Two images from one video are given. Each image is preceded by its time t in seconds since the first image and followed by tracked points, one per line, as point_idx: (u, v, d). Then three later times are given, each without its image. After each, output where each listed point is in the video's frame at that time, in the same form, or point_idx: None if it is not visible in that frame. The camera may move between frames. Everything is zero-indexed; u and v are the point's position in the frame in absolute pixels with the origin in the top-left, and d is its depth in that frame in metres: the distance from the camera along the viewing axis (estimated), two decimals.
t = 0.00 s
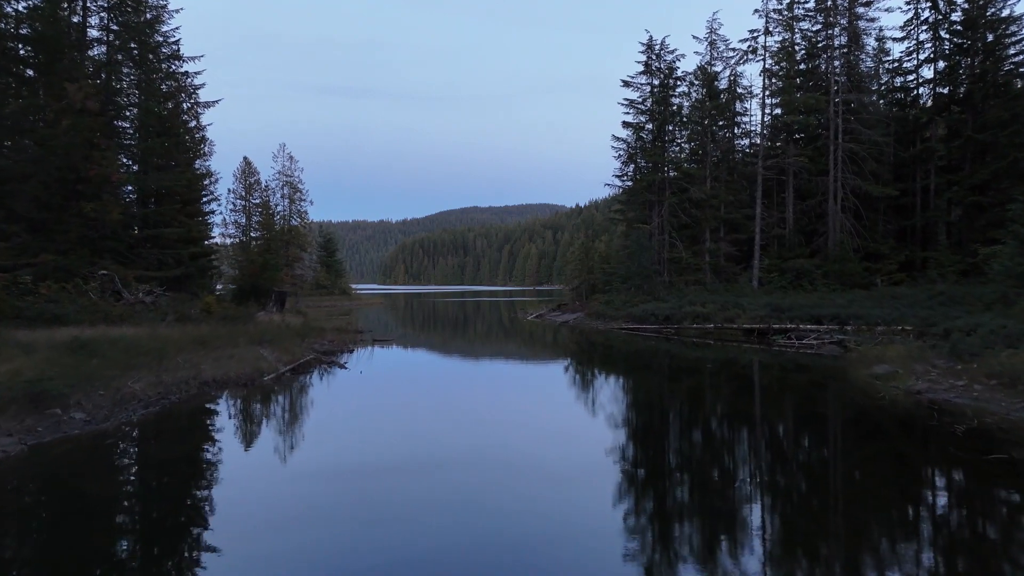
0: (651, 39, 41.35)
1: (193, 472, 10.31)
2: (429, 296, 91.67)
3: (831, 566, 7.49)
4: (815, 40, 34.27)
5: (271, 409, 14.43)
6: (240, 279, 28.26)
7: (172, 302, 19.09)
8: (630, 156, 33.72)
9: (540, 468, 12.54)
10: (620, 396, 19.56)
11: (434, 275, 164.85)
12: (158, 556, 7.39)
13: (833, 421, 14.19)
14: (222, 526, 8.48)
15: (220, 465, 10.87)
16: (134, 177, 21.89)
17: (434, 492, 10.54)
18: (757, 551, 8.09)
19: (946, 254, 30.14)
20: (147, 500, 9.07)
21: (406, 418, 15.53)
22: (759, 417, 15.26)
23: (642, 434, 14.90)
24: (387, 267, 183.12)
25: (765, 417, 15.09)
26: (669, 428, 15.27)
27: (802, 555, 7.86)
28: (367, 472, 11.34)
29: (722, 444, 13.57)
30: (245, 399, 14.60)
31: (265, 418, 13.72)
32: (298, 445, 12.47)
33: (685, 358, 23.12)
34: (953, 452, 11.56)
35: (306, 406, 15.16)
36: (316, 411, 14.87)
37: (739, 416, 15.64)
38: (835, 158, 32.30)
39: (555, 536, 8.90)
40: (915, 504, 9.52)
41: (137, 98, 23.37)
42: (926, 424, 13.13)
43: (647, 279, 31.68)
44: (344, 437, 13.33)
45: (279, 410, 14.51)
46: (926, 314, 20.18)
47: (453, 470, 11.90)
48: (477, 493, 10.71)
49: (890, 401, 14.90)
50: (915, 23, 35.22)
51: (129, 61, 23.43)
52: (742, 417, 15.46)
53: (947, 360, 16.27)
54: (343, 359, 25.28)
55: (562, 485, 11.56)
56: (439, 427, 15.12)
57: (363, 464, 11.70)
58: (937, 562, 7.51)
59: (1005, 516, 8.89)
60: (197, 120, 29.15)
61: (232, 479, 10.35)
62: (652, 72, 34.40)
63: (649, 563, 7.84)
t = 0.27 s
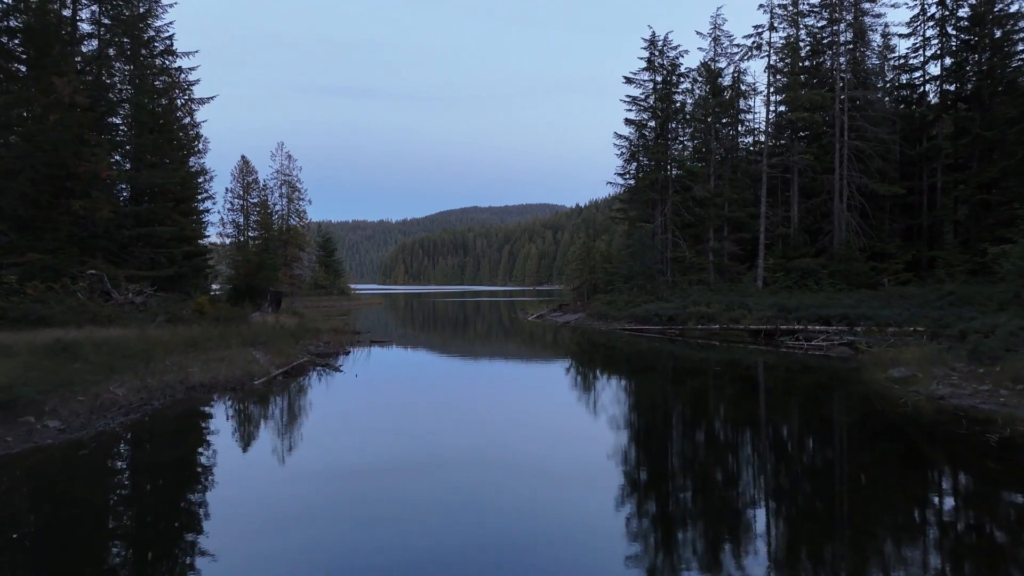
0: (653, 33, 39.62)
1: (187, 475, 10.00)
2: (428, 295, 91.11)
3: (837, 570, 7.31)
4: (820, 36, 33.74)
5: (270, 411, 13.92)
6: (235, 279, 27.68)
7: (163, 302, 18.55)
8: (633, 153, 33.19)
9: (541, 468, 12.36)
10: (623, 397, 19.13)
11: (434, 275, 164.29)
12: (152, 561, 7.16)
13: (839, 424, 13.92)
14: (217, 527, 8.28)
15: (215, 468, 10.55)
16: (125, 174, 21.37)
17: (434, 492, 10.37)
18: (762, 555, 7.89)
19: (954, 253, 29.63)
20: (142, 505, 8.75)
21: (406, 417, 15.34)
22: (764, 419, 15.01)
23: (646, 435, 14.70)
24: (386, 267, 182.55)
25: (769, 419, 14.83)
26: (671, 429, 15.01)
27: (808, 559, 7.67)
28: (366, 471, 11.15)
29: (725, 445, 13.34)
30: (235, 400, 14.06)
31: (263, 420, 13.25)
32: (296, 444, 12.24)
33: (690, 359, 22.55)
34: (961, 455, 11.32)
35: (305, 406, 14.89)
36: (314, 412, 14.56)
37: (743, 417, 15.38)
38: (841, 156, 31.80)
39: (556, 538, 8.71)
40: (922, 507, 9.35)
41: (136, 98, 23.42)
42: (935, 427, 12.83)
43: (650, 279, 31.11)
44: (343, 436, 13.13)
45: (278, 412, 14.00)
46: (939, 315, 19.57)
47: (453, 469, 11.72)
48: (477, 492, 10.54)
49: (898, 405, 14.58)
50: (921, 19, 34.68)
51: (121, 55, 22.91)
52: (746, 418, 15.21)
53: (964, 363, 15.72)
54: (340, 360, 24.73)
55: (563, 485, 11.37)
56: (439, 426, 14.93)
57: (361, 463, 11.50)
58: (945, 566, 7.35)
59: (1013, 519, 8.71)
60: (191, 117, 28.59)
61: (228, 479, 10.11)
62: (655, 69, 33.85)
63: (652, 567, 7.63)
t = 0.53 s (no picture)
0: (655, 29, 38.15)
1: (180, 478, 9.73)
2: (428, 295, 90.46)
3: None
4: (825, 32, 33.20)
5: (267, 412, 13.69)
6: (229, 278, 27.09)
7: (154, 303, 18.02)
8: (635, 151, 32.65)
9: (541, 468, 12.16)
10: (624, 399, 18.73)
11: (434, 275, 163.72)
12: (145, 569, 6.92)
13: (844, 427, 13.67)
14: (210, 534, 8.06)
15: (208, 471, 10.25)
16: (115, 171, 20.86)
17: (432, 493, 10.19)
18: (767, 560, 7.70)
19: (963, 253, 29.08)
20: (134, 510, 8.50)
21: (405, 416, 15.12)
22: (768, 421, 14.76)
23: (649, 435, 14.45)
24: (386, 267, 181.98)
25: (773, 421, 14.58)
26: (674, 430, 14.76)
27: (813, 565, 7.47)
28: (363, 472, 10.96)
29: (728, 447, 13.12)
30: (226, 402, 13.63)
31: (261, 421, 13.04)
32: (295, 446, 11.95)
33: (694, 361, 21.98)
34: (967, 460, 11.13)
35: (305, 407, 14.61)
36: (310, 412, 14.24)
37: (747, 419, 15.14)
38: (846, 154, 31.29)
39: (558, 540, 8.52)
40: (928, 511, 9.16)
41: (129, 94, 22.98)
42: (942, 432, 12.59)
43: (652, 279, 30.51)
44: (341, 437, 12.87)
45: (276, 413, 13.74)
46: (953, 316, 18.96)
47: (452, 470, 11.53)
48: (477, 494, 10.35)
49: (905, 409, 14.29)
50: (927, 15, 34.13)
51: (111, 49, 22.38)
52: (750, 420, 14.95)
53: (982, 365, 15.14)
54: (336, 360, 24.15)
55: (565, 486, 11.17)
56: (438, 426, 14.71)
57: (359, 464, 11.30)
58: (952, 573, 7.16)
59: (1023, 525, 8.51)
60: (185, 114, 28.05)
61: (223, 483, 9.87)
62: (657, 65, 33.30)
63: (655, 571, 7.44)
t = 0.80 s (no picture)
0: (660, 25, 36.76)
1: (171, 481, 9.40)
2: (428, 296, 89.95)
3: None
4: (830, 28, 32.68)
5: (265, 413, 13.25)
6: (224, 278, 26.53)
7: (144, 303, 17.47)
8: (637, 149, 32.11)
9: (542, 467, 11.87)
10: (627, 400, 18.29)
11: (434, 275, 163.23)
12: (134, 573, 6.63)
13: (851, 429, 13.37)
14: (199, 535, 7.77)
15: (199, 474, 9.88)
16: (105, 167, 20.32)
17: (429, 492, 9.92)
18: (773, 564, 7.43)
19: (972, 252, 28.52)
20: (125, 514, 8.20)
21: (402, 414, 14.82)
22: (772, 421, 14.44)
23: (652, 436, 14.13)
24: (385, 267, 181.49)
25: (778, 422, 14.25)
26: (678, 430, 14.43)
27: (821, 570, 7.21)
28: (359, 470, 10.68)
29: (733, 447, 12.83)
30: (218, 403, 13.14)
31: (260, 421, 12.64)
32: (291, 446, 11.60)
33: (699, 363, 21.43)
34: (974, 463, 10.88)
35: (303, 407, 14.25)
36: (306, 411, 13.89)
37: (751, 419, 14.81)
38: (853, 151, 30.75)
39: (560, 541, 8.24)
40: (935, 514, 8.92)
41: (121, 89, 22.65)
42: (950, 434, 12.29)
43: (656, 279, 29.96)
44: (337, 436, 12.56)
45: (275, 413, 13.36)
46: (967, 317, 18.41)
47: (451, 468, 11.25)
48: (475, 493, 10.08)
49: (914, 411, 13.96)
50: (934, 11, 33.59)
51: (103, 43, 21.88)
52: (755, 421, 14.62)
53: (1002, 369, 14.58)
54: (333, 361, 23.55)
55: (567, 486, 10.89)
56: (436, 424, 14.41)
57: (354, 463, 11.02)
58: None
59: None
60: (179, 110, 27.52)
61: (214, 483, 9.56)
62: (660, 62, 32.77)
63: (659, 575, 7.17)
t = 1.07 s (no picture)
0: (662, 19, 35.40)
1: (162, 486, 9.06)
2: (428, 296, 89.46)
3: None
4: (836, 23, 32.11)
5: (264, 413, 12.95)
6: (218, 278, 25.97)
7: (133, 304, 16.95)
8: (640, 146, 31.57)
9: (541, 467, 11.57)
10: (629, 401, 17.85)
11: (433, 275, 162.60)
12: None
13: (856, 430, 13.10)
14: (183, 540, 7.46)
15: (185, 477, 9.49)
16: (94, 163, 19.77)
17: (423, 494, 9.63)
18: (778, 567, 7.18)
19: (981, 252, 27.94)
20: (113, 517, 7.88)
21: (398, 414, 14.52)
22: (777, 423, 14.11)
23: (654, 437, 13.81)
24: (385, 267, 180.93)
25: (783, 423, 13.91)
26: (682, 431, 14.14)
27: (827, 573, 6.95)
28: (352, 472, 10.39)
29: (736, 447, 12.58)
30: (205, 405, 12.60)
31: (258, 422, 12.32)
32: (284, 447, 11.26)
33: (704, 364, 20.88)
34: (982, 465, 10.60)
35: (302, 408, 13.91)
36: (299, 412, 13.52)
37: (756, 421, 14.48)
38: (859, 149, 30.20)
39: (558, 544, 7.95)
40: (942, 515, 8.69)
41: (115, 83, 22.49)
42: (958, 437, 11.97)
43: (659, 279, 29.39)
44: (331, 436, 12.25)
45: (272, 414, 13.02)
46: (981, 318, 17.86)
47: (448, 468, 11.00)
48: (472, 492, 9.86)
49: (922, 413, 13.61)
50: (941, 7, 33.07)
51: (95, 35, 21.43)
52: (759, 422, 14.29)
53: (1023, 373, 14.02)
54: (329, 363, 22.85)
55: (567, 485, 10.65)
56: (433, 424, 14.11)
57: (348, 464, 10.73)
58: None
59: None
60: (173, 107, 27.01)
61: (202, 485, 9.23)
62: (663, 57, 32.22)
63: None
